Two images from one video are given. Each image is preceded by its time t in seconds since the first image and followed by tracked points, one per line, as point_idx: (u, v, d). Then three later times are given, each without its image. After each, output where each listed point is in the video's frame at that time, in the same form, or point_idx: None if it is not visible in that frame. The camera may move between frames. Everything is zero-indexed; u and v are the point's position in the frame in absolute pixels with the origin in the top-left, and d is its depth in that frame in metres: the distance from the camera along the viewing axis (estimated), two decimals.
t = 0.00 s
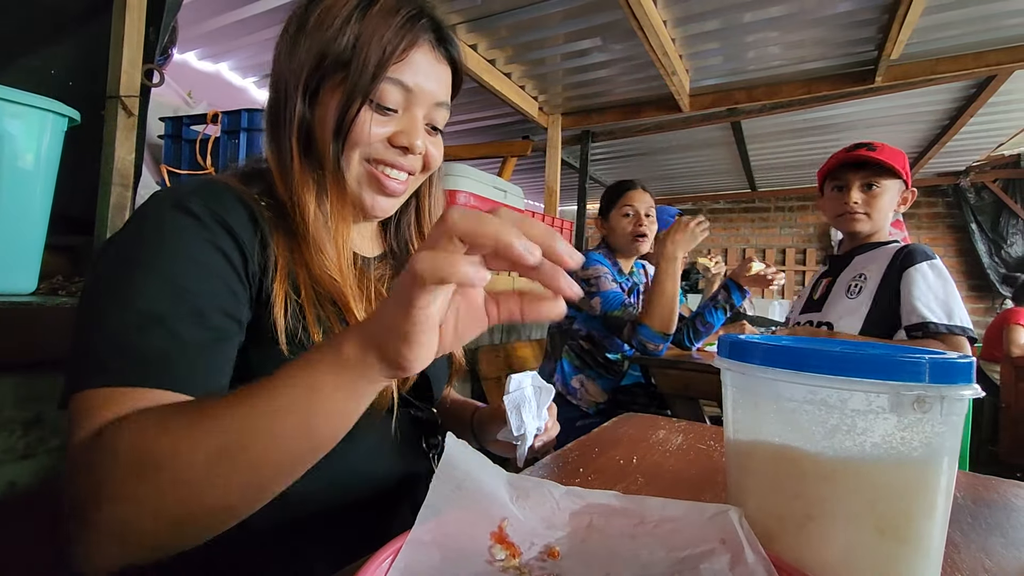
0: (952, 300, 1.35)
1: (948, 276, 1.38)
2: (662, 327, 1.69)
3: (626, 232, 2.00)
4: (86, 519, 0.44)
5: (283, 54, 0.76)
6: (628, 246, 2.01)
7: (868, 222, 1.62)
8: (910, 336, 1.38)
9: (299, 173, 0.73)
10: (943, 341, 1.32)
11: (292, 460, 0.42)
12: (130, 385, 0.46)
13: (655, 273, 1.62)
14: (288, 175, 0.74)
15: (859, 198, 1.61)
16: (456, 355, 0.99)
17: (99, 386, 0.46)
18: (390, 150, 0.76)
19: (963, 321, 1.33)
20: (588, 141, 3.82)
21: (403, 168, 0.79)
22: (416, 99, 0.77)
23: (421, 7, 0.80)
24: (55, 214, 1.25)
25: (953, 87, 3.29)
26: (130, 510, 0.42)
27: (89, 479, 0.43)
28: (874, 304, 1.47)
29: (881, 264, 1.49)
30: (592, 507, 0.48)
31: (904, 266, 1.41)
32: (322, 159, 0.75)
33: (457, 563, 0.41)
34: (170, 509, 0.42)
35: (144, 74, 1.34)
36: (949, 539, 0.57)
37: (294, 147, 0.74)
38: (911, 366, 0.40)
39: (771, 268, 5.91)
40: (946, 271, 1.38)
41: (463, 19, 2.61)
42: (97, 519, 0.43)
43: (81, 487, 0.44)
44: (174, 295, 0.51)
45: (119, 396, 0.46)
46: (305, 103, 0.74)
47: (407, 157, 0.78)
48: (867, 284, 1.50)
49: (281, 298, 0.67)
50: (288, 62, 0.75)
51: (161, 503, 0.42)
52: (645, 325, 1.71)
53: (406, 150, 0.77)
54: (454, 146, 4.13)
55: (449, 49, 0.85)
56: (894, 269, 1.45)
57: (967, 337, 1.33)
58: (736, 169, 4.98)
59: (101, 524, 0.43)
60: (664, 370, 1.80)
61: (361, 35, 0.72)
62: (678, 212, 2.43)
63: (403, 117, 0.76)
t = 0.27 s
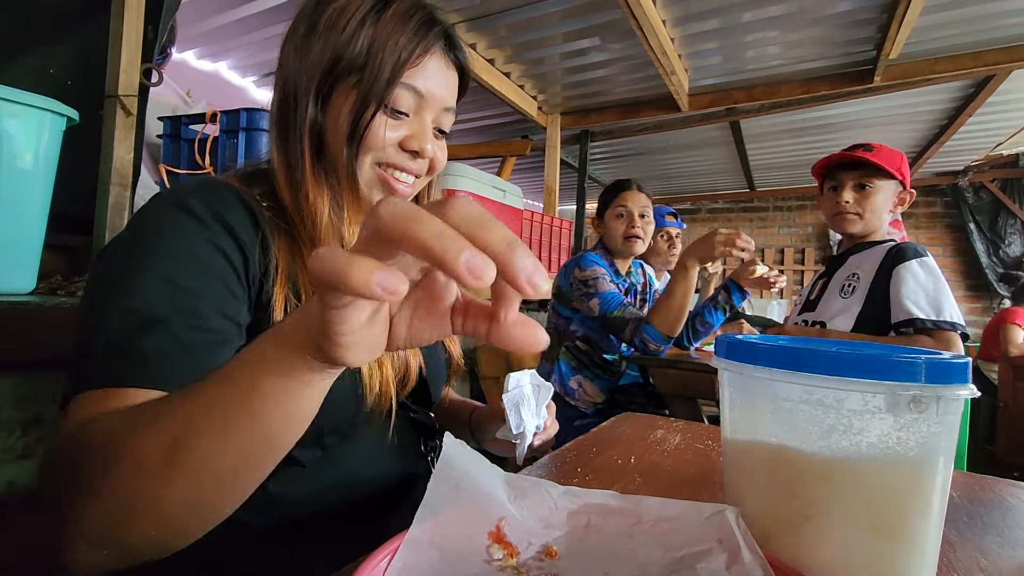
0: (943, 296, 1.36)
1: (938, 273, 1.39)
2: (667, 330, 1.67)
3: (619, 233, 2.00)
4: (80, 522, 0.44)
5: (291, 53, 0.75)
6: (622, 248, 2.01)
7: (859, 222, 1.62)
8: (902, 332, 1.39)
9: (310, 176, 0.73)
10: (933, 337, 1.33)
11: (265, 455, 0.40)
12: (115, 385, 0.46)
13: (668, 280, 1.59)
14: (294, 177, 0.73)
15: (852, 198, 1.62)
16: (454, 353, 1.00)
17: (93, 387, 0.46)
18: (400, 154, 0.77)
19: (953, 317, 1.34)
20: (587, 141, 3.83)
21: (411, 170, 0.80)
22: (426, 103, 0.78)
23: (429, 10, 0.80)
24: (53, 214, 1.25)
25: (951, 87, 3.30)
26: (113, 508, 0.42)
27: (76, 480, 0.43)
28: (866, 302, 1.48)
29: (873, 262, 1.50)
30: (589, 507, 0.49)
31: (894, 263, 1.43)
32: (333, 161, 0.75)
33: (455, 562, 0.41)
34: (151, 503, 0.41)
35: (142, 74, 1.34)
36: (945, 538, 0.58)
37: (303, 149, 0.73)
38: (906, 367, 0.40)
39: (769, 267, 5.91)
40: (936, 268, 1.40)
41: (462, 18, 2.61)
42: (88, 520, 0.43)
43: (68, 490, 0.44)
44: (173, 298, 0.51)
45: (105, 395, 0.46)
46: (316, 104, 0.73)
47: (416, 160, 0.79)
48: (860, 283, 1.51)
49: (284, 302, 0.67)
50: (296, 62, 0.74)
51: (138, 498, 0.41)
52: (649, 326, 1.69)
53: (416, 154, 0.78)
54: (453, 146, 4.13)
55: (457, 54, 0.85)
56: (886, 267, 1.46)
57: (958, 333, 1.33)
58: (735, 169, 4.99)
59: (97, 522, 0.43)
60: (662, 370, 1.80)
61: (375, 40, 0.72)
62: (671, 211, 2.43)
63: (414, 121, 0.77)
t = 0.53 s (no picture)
0: (933, 295, 1.38)
1: (928, 271, 1.41)
2: (666, 330, 1.67)
3: (616, 237, 2.01)
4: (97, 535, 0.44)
5: (290, 50, 0.74)
6: (617, 253, 2.01)
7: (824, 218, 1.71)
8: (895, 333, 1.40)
9: (314, 172, 0.72)
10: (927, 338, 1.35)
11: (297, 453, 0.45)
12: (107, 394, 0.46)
13: (669, 279, 1.59)
14: (296, 174, 0.73)
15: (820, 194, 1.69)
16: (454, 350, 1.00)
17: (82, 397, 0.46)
18: (404, 150, 0.77)
19: (943, 315, 1.36)
20: (586, 139, 3.82)
21: (414, 166, 0.80)
22: (429, 98, 0.78)
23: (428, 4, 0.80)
24: (52, 212, 1.25)
25: (950, 86, 3.30)
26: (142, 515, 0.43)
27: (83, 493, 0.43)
28: (859, 303, 1.49)
29: (865, 263, 1.50)
30: (588, 505, 0.49)
31: (885, 264, 1.43)
32: (336, 158, 0.75)
33: (455, 561, 0.41)
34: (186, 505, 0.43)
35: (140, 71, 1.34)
36: (944, 536, 0.58)
37: (306, 145, 0.73)
38: (905, 365, 0.40)
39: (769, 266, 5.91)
40: (926, 267, 1.41)
41: (461, 16, 2.61)
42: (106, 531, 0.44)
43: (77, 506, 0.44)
44: (173, 300, 0.51)
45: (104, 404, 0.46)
46: (319, 100, 0.73)
47: (419, 155, 0.79)
48: (852, 284, 1.51)
49: (285, 300, 0.67)
50: (296, 58, 0.73)
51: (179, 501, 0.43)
52: (649, 325, 1.69)
53: (420, 149, 0.78)
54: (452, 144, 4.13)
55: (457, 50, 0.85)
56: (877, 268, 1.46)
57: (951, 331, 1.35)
58: (734, 167, 4.99)
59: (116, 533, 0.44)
60: (661, 368, 1.80)
61: (377, 36, 0.72)
62: (667, 210, 2.40)
63: (417, 116, 0.77)
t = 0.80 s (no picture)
0: (921, 275, 1.38)
1: (913, 252, 1.41)
2: (665, 327, 1.67)
3: (614, 236, 2.01)
4: (165, 528, 0.46)
5: (285, 46, 0.73)
6: (615, 251, 2.01)
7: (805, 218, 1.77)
8: (893, 318, 1.39)
9: (312, 172, 0.72)
10: (923, 318, 1.34)
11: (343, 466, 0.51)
12: (177, 394, 0.48)
13: (668, 278, 1.58)
14: (295, 173, 0.72)
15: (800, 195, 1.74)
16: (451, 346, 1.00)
17: (141, 396, 0.47)
18: (403, 148, 0.77)
19: (936, 293, 1.36)
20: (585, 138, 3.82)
21: (413, 164, 0.80)
22: (427, 96, 0.78)
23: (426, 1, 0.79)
24: (49, 209, 1.24)
25: (949, 85, 3.30)
26: (226, 510, 0.46)
27: (159, 488, 0.45)
28: (856, 293, 1.48)
29: (852, 252, 1.51)
30: (588, 504, 0.48)
31: (871, 250, 1.44)
32: (335, 157, 0.74)
33: (454, 561, 0.41)
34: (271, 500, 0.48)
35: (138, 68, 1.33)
36: (944, 535, 0.58)
37: (304, 145, 0.72)
38: (908, 364, 0.40)
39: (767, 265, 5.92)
40: (911, 248, 1.41)
41: (460, 14, 2.60)
42: (178, 523, 0.46)
43: (148, 500, 0.45)
44: (191, 299, 0.52)
45: (173, 404, 0.48)
46: (316, 98, 0.72)
47: (418, 153, 0.79)
48: (845, 275, 1.52)
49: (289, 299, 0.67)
50: (292, 55, 0.72)
51: (267, 497, 0.47)
52: (648, 323, 1.69)
53: (419, 146, 0.78)
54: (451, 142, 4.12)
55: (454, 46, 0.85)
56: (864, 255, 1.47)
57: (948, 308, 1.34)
58: (733, 166, 4.98)
59: (186, 527, 0.46)
60: (660, 367, 1.80)
61: (376, 34, 0.72)
62: (666, 208, 2.38)
63: (416, 114, 0.77)
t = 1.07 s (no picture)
0: (904, 272, 1.39)
1: (896, 251, 1.42)
2: (664, 327, 1.68)
3: (612, 235, 2.00)
4: (257, 489, 0.46)
5: (281, 40, 0.72)
6: (614, 249, 2.01)
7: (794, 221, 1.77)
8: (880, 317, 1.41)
9: (310, 168, 0.72)
10: (911, 315, 1.35)
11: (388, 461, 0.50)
12: (246, 346, 0.50)
13: (663, 282, 1.61)
14: (294, 169, 0.72)
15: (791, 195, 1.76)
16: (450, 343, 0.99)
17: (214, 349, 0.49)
18: (400, 145, 0.77)
19: (919, 290, 1.37)
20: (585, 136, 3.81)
21: (409, 161, 0.81)
22: (423, 94, 0.78)
23: None
24: (47, 206, 1.24)
25: (949, 85, 3.30)
26: (316, 462, 0.47)
27: (247, 441, 0.46)
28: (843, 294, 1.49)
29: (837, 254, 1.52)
30: (588, 503, 0.48)
31: (854, 252, 1.45)
32: (334, 154, 0.74)
33: (454, 561, 0.41)
34: (362, 456, 0.48)
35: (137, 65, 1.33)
36: (943, 535, 0.58)
37: (303, 141, 0.72)
38: (908, 364, 0.40)
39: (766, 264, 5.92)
40: (895, 248, 1.41)
41: (459, 12, 2.60)
42: (268, 481, 0.46)
43: (234, 455, 0.46)
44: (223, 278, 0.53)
45: (244, 361, 0.49)
46: (315, 94, 0.71)
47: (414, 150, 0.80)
48: (832, 277, 1.52)
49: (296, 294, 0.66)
50: (289, 49, 0.72)
51: (358, 454, 0.48)
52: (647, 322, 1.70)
53: (415, 144, 0.79)
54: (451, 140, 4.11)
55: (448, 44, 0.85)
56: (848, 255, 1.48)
57: (931, 304, 1.36)
58: (732, 165, 4.98)
59: (277, 486, 0.46)
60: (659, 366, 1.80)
61: (374, 31, 0.72)
62: (666, 207, 2.41)
63: (413, 112, 0.77)
